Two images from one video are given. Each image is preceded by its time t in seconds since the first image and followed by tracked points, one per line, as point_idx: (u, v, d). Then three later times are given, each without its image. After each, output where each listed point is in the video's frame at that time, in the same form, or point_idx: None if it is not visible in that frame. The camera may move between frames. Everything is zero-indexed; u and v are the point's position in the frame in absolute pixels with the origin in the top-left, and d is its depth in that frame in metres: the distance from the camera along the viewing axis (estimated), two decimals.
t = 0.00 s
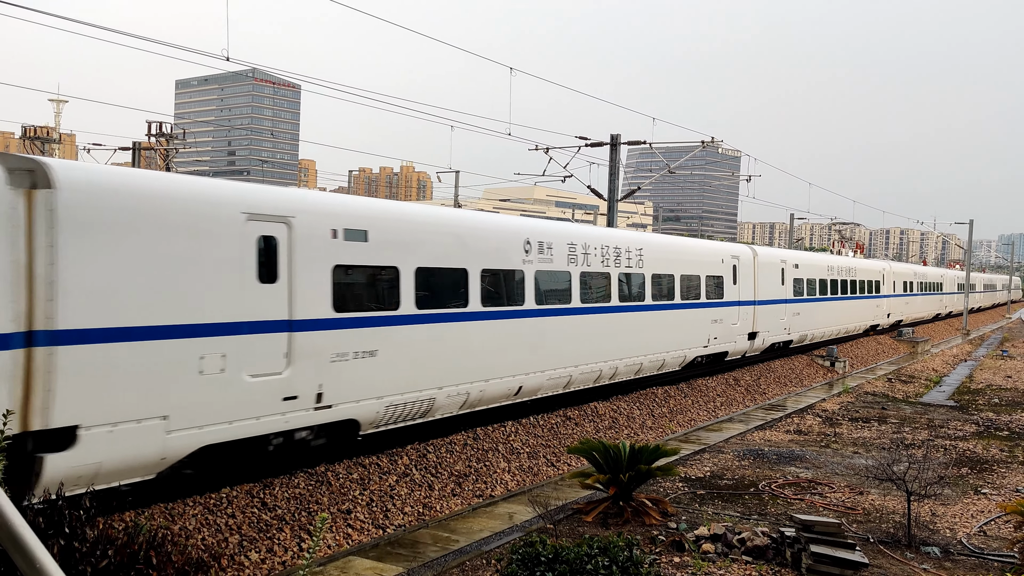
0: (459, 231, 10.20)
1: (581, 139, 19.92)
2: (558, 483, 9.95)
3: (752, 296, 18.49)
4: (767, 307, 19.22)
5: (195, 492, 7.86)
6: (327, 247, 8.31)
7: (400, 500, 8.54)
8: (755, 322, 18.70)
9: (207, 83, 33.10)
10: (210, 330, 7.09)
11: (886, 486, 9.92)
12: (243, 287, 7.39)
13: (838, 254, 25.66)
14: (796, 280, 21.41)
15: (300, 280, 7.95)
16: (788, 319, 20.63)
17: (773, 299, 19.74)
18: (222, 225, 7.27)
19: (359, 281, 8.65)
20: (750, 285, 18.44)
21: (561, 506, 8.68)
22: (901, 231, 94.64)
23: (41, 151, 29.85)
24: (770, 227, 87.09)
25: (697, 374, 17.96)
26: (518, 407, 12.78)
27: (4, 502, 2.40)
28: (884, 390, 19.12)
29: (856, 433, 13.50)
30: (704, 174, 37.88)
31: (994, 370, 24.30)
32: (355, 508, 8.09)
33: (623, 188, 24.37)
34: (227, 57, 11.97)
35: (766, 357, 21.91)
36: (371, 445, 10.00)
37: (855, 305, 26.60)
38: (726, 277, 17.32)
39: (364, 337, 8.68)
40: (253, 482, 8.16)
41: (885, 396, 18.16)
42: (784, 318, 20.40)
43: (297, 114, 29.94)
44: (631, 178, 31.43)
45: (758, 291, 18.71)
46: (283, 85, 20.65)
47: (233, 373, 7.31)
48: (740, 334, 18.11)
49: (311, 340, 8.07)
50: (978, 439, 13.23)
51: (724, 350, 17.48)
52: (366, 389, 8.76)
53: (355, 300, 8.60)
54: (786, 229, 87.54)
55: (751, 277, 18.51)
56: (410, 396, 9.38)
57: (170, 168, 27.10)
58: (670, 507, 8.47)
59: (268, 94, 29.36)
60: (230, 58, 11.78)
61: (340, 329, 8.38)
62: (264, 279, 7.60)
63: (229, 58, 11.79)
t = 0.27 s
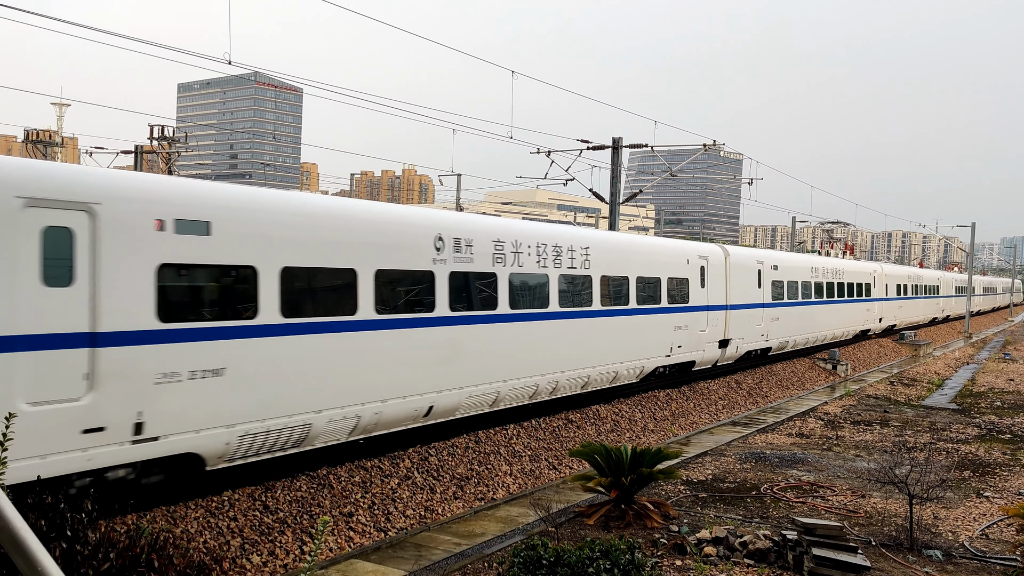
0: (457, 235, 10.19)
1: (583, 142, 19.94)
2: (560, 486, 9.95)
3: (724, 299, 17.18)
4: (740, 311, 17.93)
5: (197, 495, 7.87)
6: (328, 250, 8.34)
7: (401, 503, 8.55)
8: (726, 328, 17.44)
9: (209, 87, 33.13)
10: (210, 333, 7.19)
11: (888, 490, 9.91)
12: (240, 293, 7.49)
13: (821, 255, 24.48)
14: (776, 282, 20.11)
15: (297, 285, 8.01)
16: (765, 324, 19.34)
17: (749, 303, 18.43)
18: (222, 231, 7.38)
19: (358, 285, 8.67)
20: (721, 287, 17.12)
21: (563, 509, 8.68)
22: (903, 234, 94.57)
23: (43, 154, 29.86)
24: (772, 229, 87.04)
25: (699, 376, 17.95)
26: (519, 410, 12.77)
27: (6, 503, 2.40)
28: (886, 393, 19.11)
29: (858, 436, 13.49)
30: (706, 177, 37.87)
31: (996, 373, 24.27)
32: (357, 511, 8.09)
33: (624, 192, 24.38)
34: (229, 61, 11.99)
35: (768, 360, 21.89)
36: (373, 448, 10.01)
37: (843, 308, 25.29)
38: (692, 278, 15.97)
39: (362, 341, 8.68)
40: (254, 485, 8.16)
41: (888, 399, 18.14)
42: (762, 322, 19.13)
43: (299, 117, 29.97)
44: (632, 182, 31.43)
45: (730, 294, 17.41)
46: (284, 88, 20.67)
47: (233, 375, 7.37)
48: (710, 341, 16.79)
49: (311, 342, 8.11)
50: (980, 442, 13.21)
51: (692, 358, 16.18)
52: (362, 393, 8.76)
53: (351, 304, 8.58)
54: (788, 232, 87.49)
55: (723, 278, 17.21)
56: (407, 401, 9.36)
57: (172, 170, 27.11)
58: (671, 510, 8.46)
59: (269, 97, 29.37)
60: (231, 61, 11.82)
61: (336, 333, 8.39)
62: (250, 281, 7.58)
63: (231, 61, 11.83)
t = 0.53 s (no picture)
0: (459, 234, 10.16)
1: (584, 142, 19.95)
2: (561, 487, 9.94)
3: (688, 301, 15.70)
4: (708, 313, 16.46)
5: (198, 494, 7.87)
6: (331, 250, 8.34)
7: (403, 502, 8.55)
8: (692, 332, 16.00)
9: (211, 87, 33.14)
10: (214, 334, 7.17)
11: (890, 491, 9.90)
12: (244, 291, 7.47)
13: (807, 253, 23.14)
14: (754, 283, 18.63)
15: (301, 286, 7.99)
16: (739, 327, 17.90)
17: (720, 305, 16.96)
18: (227, 230, 7.35)
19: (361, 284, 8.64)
20: (686, 287, 15.63)
21: (565, 509, 8.68)
22: (905, 234, 94.45)
23: (45, 153, 29.87)
24: (774, 230, 86.98)
25: (701, 377, 17.96)
26: (521, 409, 12.77)
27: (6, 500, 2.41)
28: (888, 394, 19.09)
29: (860, 437, 13.48)
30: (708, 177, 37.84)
31: (998, 374, 24.24)
32: (359, 511, 8.10)
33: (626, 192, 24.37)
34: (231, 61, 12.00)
35: (770, 361, 21.88)
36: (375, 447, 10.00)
37: (831, 309, 23.90)
38: (651, 278, 14.51)
39: (364, 340, 8.66)
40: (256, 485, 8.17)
41: (890, 400, 18.12)
42: (734, 325, 17.67)
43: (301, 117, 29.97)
44: (634, 182, 31.41)
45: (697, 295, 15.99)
46: (286, 88, 20.67)
47: (236, 376, 7.35)
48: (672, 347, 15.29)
49: (314, 342, 8.09)
50: (982, 443, 13.19)
51: (651, 367, 14.69)
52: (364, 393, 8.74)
53: (353, 304, 8.55)
54: (790, 232, 87.42)
55: (687, 278, 15.73)
56: (409, 401, 9.35)
57: (174, 170, 27.13)
58: (673, 510, 8.46)
59: (271, 97, 29.37)
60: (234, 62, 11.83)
61: (340, 333, 8.38)
62: (256, 282, 7.56)
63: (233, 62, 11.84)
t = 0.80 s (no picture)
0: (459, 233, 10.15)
1: (587, 142, 19.97)
2: (563, 486, 9.95)
3: (646, 303, 14.13)
4: (669, 317, 14.88)
5: (200, 493, 7.87)
6: (332, 249, 8.33)
7: (405, 501, 8.55)
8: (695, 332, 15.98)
9: (214, 85, 33.15)
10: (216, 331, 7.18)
11: (891, 491, 9.89)
12: (249, 291, 7.49)
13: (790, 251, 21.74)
14: (726, 282, 17.08)
15: (306, 285, 8.01)
16: (706, 331, 16.39)
17: (683, 307, 15.37)
18: (230, 230, 7.37)
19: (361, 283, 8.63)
20: (641, 287, 14.04)
21: (566, 509, 8.68)
22: (907, 235, 94.35)
23: (48, 152, 29.90)
24: (775, 230, 86.91)
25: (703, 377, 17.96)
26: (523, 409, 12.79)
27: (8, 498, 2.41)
28: (890, 394, 19.07)
29: (862, 438, 13.47)
30: (710, 177, 37.85)
31: (1000, 375, 24.22)
32: (360, 510, 8.11)
33: (628, 192, 24.38)
34: (234, 60, 12.01)
35: (772, 361, 21.86)
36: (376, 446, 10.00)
37: (818, 310, 22.44)
38: (600, 276, 12.97)
39: (365, 341, 8.67)
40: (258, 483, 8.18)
41: (892, 400, 18.11)
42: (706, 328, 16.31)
43: (303, 116, 29.98)
44: (637, 181, 31.39)
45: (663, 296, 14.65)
46: (289, 87, 20.69)
47: (238, 375, 7.37)
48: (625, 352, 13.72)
49: (316, 342, 8.10)
50: (984, 444, 13.19)
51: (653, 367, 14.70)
52: (365, 392, 8.74)
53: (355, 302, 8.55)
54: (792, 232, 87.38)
55: (644, 277, 14.17)
56: (410, 400, 9.34)
57: (177, 168, 27.17)
58: (675, 510, 8.46)
59: (274, 96, 29.40)
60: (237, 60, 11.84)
61: (340, 332, 8.38)
62: (261, 283, 7.60)
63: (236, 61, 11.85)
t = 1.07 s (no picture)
0: (457, 233, 10.14)
1: (585, 142, 19.97)
2: (560, 487, 9.95)
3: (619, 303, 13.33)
4: (615, 320, 13.18)
5: (198, 493, 7.86)
6: (332, 249, 8.32)
7: (402, 502, 8.55)
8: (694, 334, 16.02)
9: (211, 85, 33.11)
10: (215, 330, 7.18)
11: (888, 491, 9.91)
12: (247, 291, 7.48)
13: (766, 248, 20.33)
14: (684, 282, 15.42)
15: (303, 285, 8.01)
16: (662, 335, 14.76)
17: (631, 309, 13.68)
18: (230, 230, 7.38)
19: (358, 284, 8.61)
20: (580, 286, 12.35)
21: (563, 509, 8.69)
22: (904, 235, 94.51)
23: (45, 152, 29.83)
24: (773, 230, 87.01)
25: (701, 378, 17.98)
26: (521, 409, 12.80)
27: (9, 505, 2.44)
28: (887, 395, 19.09)
29: (859, 438, 13.48)
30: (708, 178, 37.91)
31: (997, 375, 24.26)
32: (358, 510, 8.10)
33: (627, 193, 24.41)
34: (232, 60, 11.99)
35: (770, 361, 21.89)
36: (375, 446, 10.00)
37: (796, 312, 20.92)
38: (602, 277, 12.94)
39: (362, 341, 8.66)
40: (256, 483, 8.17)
41: (889, 401, 18.13)
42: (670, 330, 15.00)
43: (301, 116, 29.96)
44: (635, 182, 31.42)
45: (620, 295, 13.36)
46: (286, 88, 20.70)
47: (236, 375, 7.36)
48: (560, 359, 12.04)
49: (313, 342, 8.09)
50: (981, 444, 13.21)
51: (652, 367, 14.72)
52: (361, 393, 8.69)
53: (352, 302, 8.55)
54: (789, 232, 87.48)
55: (620, 276, 13.38)
56: (406, 400, 9.32)
57: (175, 168, 27.12)
58: (673, 510, 8.47)
59: (272, 96, 29.38)
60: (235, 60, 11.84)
61: (339, 332, 8.38)
62: (261, 282, 7.59)
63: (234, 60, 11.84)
